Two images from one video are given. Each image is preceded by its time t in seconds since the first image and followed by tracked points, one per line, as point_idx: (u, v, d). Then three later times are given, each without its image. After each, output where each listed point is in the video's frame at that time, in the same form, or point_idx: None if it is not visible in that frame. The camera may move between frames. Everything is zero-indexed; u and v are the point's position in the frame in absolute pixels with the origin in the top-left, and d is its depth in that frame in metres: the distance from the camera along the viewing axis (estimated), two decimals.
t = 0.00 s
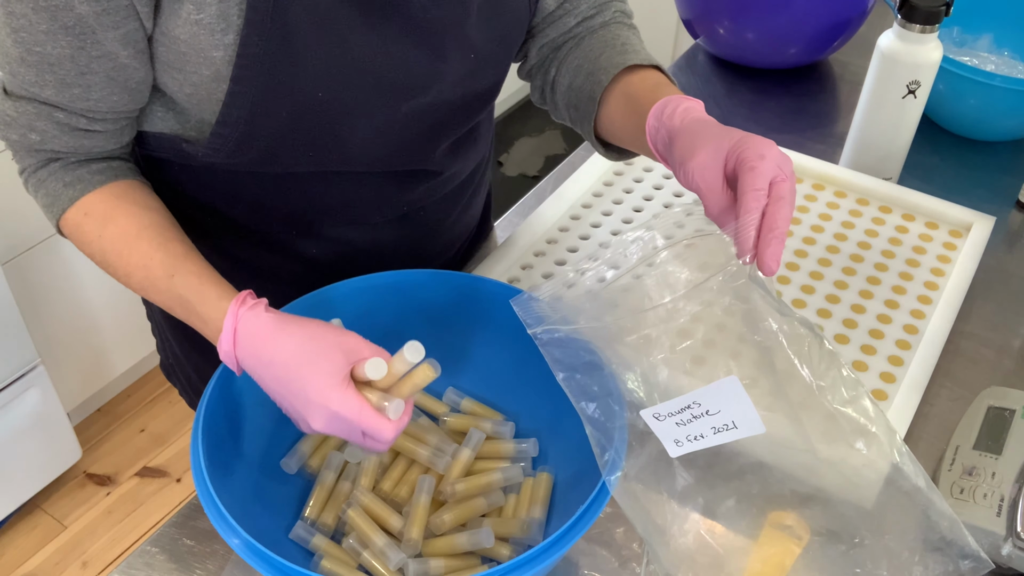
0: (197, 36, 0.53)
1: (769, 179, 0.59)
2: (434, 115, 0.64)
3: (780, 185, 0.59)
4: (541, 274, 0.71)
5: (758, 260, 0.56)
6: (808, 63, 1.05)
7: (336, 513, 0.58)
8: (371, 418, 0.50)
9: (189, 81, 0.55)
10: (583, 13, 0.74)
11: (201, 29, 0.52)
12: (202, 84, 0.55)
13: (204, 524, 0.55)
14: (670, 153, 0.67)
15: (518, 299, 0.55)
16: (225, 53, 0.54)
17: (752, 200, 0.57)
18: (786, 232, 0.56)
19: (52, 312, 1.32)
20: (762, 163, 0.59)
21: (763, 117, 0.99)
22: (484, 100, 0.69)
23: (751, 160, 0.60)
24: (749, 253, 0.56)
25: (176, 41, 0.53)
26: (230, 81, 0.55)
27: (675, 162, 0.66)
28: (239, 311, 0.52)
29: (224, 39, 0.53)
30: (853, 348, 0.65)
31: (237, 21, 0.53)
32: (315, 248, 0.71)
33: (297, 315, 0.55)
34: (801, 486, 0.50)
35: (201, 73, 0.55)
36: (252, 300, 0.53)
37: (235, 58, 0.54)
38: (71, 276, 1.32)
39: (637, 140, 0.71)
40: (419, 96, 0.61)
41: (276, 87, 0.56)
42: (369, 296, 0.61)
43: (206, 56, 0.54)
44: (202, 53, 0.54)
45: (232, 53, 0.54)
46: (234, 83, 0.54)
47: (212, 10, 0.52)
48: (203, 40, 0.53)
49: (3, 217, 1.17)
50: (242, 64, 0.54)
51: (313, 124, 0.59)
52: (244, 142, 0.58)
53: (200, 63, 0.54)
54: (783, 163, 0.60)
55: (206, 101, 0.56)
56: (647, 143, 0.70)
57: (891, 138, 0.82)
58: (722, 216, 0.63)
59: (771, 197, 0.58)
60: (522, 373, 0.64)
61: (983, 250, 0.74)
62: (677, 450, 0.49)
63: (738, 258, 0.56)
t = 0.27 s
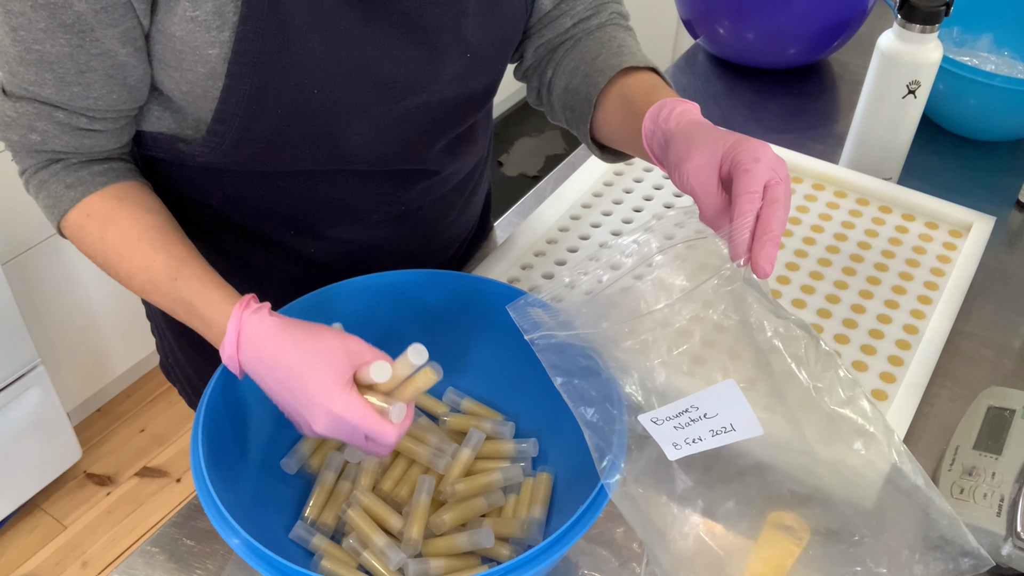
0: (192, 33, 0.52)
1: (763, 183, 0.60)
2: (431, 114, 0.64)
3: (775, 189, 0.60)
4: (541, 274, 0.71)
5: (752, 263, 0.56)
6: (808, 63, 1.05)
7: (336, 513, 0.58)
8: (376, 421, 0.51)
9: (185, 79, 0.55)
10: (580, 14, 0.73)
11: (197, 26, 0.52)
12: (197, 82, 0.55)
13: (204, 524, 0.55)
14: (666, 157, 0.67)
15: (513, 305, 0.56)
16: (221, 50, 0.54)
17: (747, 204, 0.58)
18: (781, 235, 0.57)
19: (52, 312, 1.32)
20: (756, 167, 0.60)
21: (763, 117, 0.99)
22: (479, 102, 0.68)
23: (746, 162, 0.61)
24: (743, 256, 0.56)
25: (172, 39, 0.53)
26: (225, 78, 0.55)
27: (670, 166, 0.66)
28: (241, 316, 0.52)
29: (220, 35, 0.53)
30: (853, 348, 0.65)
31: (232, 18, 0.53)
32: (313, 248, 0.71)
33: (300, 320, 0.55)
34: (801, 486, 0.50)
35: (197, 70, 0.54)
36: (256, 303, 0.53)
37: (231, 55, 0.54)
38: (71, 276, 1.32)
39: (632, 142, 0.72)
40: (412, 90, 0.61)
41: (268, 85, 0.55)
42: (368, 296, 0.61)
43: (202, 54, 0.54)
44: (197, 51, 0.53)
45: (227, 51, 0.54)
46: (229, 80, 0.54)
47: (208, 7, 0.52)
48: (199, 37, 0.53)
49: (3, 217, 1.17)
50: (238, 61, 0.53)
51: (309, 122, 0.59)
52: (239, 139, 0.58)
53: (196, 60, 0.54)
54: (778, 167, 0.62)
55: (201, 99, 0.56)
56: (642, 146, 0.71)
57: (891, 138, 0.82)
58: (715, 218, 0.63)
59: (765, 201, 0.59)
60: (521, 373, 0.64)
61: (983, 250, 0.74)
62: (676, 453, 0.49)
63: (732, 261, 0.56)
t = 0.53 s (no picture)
0: (193, 28, 0.52)
1: (745, 181, 0.59)
2: (430, 114, 0.64)
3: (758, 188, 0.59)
4: (541, 274, 0.71)
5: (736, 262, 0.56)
6: (808, 63, 1.05)
7: (336, 515, 0.58)
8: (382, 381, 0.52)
9: (184, 74, 0.55)
10: (575, 16, 0.73)
11: (198, 20, 0.52)
12: (197, 78, 0.55)
13: (204, 524, 0.55)
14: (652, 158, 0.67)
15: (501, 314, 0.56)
16: (221, 46, 0.54)
17: (728, 203, 0.57)
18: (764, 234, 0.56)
19: (52, 312, 1.32)
20: (738, 165, 0.59)
21: (763, 117, 0.99)
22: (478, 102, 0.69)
23: (728, 162, 0.60)
24: (727, 256, 0.56)
25: (173, 34, 0.52)
26: (225, 74, 0.55)
27: (655, 167, 0.66)
28: (238, 286, 0.53)
29: (220, 31, 0.53)
30: (853, 348, 0.65)
31: (234, 14, 0.53)
32: (310, 249, 0.71)
33: (298, 286, 0.56)
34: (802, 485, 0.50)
35: (198, 66, 0.54)
36: (252, 271, 0.53)
37: (232, 50, 0.53)
38: (71, 275, 1.32)
39: (620, 143, 0.72)
40: (415, 99, 0.62)
41: (269, 87, 0.56)
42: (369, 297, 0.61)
43: (202, 49, 0.53)
44: (198, 46, 0.53)
45: (227, 47, 0.54)
46: (230, 76, 0.54)
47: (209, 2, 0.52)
48: (200, 32, 0.53)
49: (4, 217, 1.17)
50: (239, 56, 0.54)
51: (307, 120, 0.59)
52: (238, 134, 0.58)
53: (196, 56, 0.54)
54: (760, 165, 0.60)
55: (201, 95, 0.56)
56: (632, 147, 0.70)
57: (891, 138, 0.82)
58: (701, 218, 0.62)
59: (748, 199, 0.58)
60: (518, 373, 0.65)
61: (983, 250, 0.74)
62: (669, 456, 0.49)
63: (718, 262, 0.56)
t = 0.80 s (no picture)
0: None
1: (703, 182, 0.57)
2: (419, 105, 0.65)
3: (716, 187, 0.57)
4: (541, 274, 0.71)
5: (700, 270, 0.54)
6: (808, 63, 1.05)
7: (336, 515, 0.58)
8: (540, 266, 0.51)
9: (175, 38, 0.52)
10: (565, 24, 0.74)
11: None
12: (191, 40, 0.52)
13: (204, 524, 0.55)
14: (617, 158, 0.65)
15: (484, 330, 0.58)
16: (216, 7, 0.51)
17: (688, 207, 0.56)
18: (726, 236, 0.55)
19: (52, 312, 1.32)
20: (694, 165, 0.58)
21: (763, 117, 0.99)
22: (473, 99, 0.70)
23: (683, 163, 0.58)
24: (690, 263, 0.54)
25: None
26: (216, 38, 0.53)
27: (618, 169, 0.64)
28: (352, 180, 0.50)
29: None
30: (853, 348, 0.65)
31: None
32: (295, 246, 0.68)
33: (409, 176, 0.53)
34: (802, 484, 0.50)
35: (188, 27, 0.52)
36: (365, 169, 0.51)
37: (226, 18, 0.52)
38: (71, 276, 1.32)
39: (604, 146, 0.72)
40: (403, 90, 0.62)
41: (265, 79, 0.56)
42: (368, 297, 0.61)
43: (195, 9, 0.51)
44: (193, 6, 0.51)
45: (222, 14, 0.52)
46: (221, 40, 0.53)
47: None
48: None
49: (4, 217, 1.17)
50: (233, 25, 0.52)
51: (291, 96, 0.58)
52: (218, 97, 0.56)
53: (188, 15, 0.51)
54: (718, 162, 0.59)
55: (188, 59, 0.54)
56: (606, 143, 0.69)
57: (891, 138, 0.82)
58: (661, 217, 0.61)
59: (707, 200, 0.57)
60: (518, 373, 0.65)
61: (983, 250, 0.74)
62: (654, 465, 0.49)
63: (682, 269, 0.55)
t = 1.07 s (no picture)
0: None
1: (681, 190, 0.58)
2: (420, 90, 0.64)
3: (697, 197, 0.58)
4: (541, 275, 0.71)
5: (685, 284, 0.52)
6: (808, 63, 1.05)
7: (336, 515, 0.58)
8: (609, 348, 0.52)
9: None
10: (563, 28, 0.74)
11: None
12: None
13: (204, 523, 0.55)
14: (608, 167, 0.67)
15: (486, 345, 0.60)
16: None
17: (667, 218, 0.56)
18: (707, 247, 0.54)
19: (52, 312, 1.32)
20: (671, 175, 0.59)
21: (763, 117, 0.99)
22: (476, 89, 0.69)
23: (662, 174, 0.59)
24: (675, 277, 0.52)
25: None
26: None
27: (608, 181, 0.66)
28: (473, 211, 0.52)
29: None
30: (853, 348, 0.65)
31: None
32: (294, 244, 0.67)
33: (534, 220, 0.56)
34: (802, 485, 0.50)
35: None
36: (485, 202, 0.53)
37: None
38: (71, 275, 1.32)
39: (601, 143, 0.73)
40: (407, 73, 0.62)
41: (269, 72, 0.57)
42: (368, 297, 0.61)
43: None
44: None
45: None
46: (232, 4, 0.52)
47: None
48: None
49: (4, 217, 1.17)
50: None
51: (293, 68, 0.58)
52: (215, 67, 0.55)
53: None
54: (696, 171, 0.60)
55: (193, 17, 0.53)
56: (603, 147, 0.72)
57: (891, 138, 0.82)
58: (646, 226, 0.62)
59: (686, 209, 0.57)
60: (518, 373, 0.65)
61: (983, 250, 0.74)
62: (664, 473, 0.49)
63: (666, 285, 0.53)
